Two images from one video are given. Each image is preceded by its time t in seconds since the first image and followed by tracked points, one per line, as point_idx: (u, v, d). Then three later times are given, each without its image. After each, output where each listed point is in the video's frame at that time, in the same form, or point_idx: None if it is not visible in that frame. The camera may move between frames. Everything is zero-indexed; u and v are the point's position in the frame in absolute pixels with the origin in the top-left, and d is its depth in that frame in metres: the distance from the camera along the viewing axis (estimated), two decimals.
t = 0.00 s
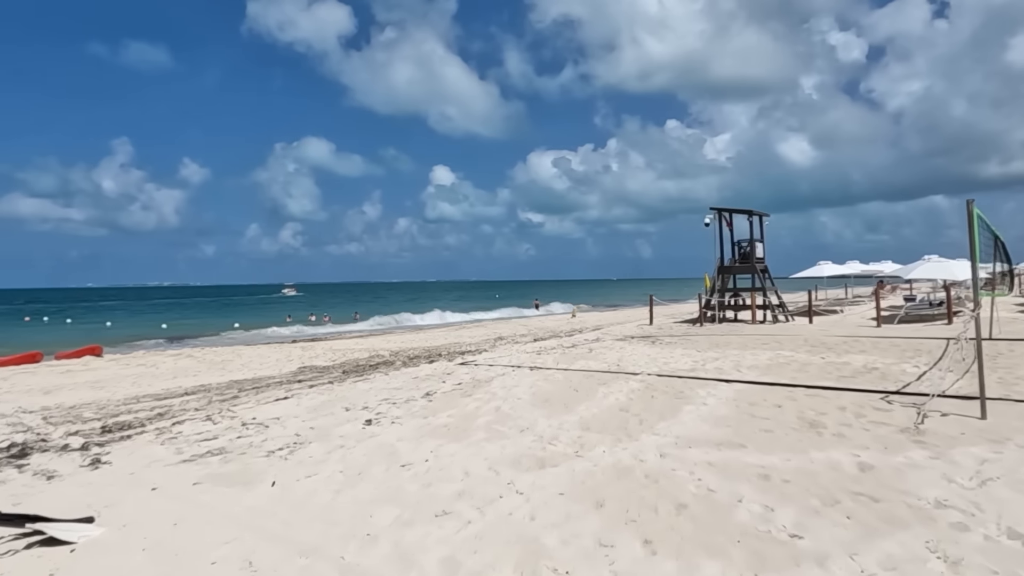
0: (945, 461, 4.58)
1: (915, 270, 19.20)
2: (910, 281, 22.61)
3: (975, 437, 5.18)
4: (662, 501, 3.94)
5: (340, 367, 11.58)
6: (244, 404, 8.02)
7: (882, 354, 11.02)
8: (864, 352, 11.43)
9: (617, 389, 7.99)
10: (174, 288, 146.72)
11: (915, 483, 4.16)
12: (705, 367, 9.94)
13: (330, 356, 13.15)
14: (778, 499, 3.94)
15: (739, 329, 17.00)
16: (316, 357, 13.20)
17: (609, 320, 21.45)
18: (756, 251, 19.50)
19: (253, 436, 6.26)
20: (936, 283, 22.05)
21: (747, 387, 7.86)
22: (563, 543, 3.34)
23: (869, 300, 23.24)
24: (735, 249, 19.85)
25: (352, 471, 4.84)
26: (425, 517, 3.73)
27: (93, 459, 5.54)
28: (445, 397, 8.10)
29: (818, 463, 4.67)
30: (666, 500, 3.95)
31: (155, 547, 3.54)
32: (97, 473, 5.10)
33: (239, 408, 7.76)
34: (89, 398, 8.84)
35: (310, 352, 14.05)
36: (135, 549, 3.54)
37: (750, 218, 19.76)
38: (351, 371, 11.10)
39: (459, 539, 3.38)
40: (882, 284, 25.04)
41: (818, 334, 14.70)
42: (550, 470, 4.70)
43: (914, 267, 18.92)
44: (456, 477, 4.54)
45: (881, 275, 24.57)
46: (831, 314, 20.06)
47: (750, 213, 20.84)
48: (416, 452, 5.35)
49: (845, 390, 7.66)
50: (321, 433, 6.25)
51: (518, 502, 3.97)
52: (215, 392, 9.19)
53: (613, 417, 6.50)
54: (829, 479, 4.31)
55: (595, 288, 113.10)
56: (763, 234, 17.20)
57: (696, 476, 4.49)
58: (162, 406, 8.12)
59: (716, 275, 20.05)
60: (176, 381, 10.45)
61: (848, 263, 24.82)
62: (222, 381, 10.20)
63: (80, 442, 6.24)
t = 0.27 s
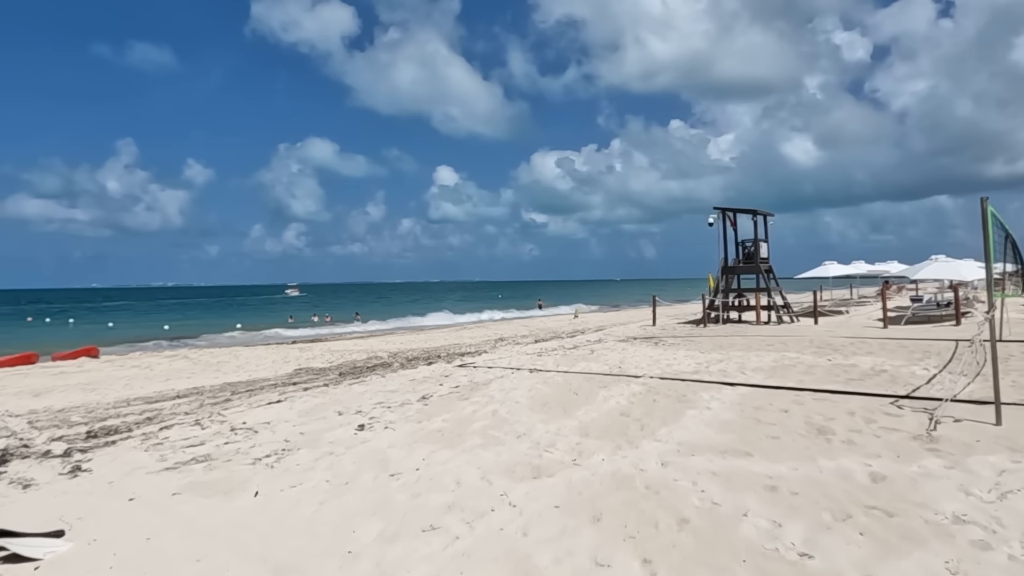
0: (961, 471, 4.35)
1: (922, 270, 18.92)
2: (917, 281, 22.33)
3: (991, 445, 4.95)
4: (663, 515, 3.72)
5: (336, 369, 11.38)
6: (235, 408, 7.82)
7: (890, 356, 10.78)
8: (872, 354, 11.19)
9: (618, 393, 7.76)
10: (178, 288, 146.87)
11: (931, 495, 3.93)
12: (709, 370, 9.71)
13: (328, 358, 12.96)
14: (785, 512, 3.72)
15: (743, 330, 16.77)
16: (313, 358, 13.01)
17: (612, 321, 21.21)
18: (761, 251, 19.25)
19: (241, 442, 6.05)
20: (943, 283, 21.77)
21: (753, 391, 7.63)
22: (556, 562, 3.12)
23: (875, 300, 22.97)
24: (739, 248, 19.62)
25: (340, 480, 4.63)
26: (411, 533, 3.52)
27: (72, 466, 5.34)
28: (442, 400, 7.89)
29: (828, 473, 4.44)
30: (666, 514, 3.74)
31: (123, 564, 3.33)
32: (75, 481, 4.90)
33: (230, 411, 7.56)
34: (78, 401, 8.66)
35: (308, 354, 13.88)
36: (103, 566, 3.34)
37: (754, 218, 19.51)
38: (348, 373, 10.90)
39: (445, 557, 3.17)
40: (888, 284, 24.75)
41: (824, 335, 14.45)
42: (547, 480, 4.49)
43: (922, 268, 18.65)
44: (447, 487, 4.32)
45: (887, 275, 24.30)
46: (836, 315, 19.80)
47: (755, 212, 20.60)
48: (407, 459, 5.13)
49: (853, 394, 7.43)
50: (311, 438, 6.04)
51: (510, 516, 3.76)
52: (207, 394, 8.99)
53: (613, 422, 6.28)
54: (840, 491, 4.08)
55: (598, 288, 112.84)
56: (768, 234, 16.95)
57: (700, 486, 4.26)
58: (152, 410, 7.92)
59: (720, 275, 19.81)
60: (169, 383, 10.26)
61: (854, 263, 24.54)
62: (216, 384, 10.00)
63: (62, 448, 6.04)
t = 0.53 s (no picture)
0: (972, 478, 4.15)
1: (928, 270, 18.66)
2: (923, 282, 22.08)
3: (1003, 450, 4.74)
4: (658, 525, 3.52)
5: (332, 370, 11.20)
6: (225, 409, 7.64)
7: (896, 357, 10.56)
8: (877, 355, 10.97)
9: (617, 395, 7.56)
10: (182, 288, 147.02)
11: (941, 503, 3.73)
12: (711, 371, 9.51)
13: (324, 358, 12.79)
14: (787, 522, 3.52)
15: (747, 331, 16.56)
16: (309, 359, 12.83)
17: (614, 322, 21.00)
18: (764, 251, 19.03)
19: (227, 444, 5.87)
20: (949, 284, 21.51)
21: (755, 393, 7.42)
22: None
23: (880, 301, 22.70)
24: (743, 248, 19.40)
25: (322, 486, 4.45)
26: (391, 545, 3.34)
27: (50, 470, 5.17)
28: (436, 402, 7.69)
29: (832, 479, 4.24)
30: (662, 523, 3.54)
31: None
32: (50, 486, 4.73)
33: (220, 413, 7.40)
34: (66, 402, 8.49)
35: (305, 354, 13.71)
36: None
37: (757, 217, 19.29)
38: (343, 374, 10.73)
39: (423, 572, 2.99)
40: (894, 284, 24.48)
41: (829, 336, 14.23)
42: (538, 486, 4.30)
43: (927, 268, 18.42)
44: (432, 494, 4.14)
45: (892, 275, 24.05)
46: (841, 315, 19.55)
47: (758, 212, 20.37)
48: (395, 464, 4.96)
49: (858, 396, 7.22)
50: (298, 442, 5.86)
51: (497, 525, 3.58)
52: (198, 396, 8.82)
53: (610, 425, 6.08)
54: (845, 499, 3.88)
55: (602, 288, 112.55)
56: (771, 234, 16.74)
57: (698, 494, 4.07)
58: (140, 411, 7.76)
59: (723, 275, 19.59)
60: (162, 384, 10.10)
61: (859, 263, 24.29)
62: (209, 385, 9.83)
63: (43, 451, 5.87)
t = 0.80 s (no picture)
0: (981, 492, 3.93)
1: (932, 272, 18.42)
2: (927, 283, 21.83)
3: (1013, 461, 4.52)
4: (647, 544, 3.32)
5: (325, 372, 11.00)
6: (210, 413, 7.44)
7: (900, 361, 10.34)
8: (881, 358, 10.74)
9: (612, 399, 7.35)
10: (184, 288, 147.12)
11: (949, 520, 3.52)
12: (711, 374, 9.29)
13: (319, 360, 12.60)
14: (785, 540, 3.32)
15: (748, 332, 16.33)
16: (303, 361, 12.64)
17: (615, 323, 20.79)
18: (766, 252, 18.81)
19: (206, 451, 5.67)
20: (954, 285, 21.27)
21: (755, 398, 7.21)
22: None
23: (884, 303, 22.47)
24: (745, 249, 19.18)
25: (298, 498, 4.25)
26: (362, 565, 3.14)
27: (19, 479, 4.97)
28: (427, 407, 7.49)
29: (834, 493, 4.03)
30: (652, 542, 3.34)
31: None
32: (17, 496, 4.54)
33: (204, 417, 7.20)
34: (50, 405, 8.30)
35: (299, 356, 13.51)
36: None
37: (760, 218, 19.07)
38: (336, 376, 10.53)
39: None
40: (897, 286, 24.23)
41: (831, 338, 14.01)
42: (524, 499, 4.09)
43: (932, 269, 18.18)
44: (412, 508, 3.94)
45: (896, 276, 23.81)
46: (844, 317, 19.31)
47: (760, 212, 20.15)
48: (377, 474, 4.75)
49: (862, 402, 7.00)
50: (281, 449, 5.66)
51: (477, 543, 3.38)
52: (185, 399, 8.62)
53: (604, 432, 5.88)
54: (847, 514, 3.67)
55: (604, 289, 112.28)
56: (773, 234, 16.52)
57: (691, 507, 3.86)
58: (123, 415, 7.56)
59: (724, 276, 19.37)
60: (150, 386, 9.91)
61: (862, 264, 24.05)
62: (198, 387, 9.64)
63: (17, 457, 5.68)
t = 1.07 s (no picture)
0: (999, 505, 3.74)
1: (942, 272, 18.15)
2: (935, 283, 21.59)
3: None
4: (646, 561, 3.15)
5: (323, 374, 10.84)
6: (202, 416, 7.27)
7: (909, 363, 10.12)
8: (890, 361, 10.52)
9: (614, 403, 7.17)
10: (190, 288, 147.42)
11: (966, 536, 3.33)
12: (716, 377, 9.10)
13: (318, 362, 12.45)
14: (794, 558, 3.13)
15: (754, 334, 16.12)
16: (302, 362, 12.49)
17: (619, 323, 20.59)
18: (772, 252, 18.59)
19: (195, 457, 5.51)
20: (962, 286, 21.01)
21: (760, 402, 7.01)
22: None
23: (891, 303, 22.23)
24: (750, 249, 18.97)
25: (284, 507, 4.08)
26: None
27: None
28: (424, 410, 7.31)
29: (844, 505, 3.85)
30: (652, 559, 3.16)
31: None
32: None
33: (197, 420, 7.04)
34: (41, 407, 8.14)
35: (299, 356, 13.35)
36: None
37: (766, 217, 18.84)
38: (334, 378, 10.37)
39: None
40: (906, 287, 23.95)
41: (839, 340, 13.79)
42: (518, 511, 3.92)
43: (941, 270, 17.95)
44: (401, 520, 3.77)
45: (903, 277, 23.56)
46: (851, 318, 19.06)
47: (766, 212, 19.93)
48: (368, 482, 4.58)
49: (871, 407, 6.80)
50: (271, 454, 5.49)
51: (468, 560, 3.22)
52: (179, 401, 8.46)
53: (604, 438, 5.69)
54: (858, 529, 3.48)
55: (609, 290, 111.95)
56: (779, 234, 16.30)
57: (694, 520, 3.68)
58: (115, 418, 7.41)
59: (730, 277, 19.15)
60: (145, 388, 9.75)
61: (869, 265, 23.81)
62: (193, 389, 9.48)
63: None
